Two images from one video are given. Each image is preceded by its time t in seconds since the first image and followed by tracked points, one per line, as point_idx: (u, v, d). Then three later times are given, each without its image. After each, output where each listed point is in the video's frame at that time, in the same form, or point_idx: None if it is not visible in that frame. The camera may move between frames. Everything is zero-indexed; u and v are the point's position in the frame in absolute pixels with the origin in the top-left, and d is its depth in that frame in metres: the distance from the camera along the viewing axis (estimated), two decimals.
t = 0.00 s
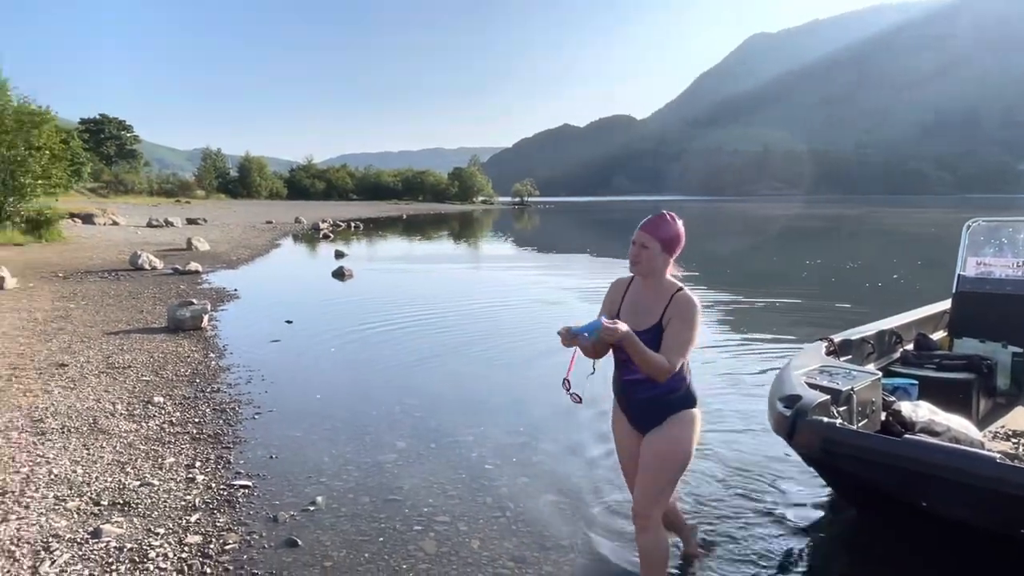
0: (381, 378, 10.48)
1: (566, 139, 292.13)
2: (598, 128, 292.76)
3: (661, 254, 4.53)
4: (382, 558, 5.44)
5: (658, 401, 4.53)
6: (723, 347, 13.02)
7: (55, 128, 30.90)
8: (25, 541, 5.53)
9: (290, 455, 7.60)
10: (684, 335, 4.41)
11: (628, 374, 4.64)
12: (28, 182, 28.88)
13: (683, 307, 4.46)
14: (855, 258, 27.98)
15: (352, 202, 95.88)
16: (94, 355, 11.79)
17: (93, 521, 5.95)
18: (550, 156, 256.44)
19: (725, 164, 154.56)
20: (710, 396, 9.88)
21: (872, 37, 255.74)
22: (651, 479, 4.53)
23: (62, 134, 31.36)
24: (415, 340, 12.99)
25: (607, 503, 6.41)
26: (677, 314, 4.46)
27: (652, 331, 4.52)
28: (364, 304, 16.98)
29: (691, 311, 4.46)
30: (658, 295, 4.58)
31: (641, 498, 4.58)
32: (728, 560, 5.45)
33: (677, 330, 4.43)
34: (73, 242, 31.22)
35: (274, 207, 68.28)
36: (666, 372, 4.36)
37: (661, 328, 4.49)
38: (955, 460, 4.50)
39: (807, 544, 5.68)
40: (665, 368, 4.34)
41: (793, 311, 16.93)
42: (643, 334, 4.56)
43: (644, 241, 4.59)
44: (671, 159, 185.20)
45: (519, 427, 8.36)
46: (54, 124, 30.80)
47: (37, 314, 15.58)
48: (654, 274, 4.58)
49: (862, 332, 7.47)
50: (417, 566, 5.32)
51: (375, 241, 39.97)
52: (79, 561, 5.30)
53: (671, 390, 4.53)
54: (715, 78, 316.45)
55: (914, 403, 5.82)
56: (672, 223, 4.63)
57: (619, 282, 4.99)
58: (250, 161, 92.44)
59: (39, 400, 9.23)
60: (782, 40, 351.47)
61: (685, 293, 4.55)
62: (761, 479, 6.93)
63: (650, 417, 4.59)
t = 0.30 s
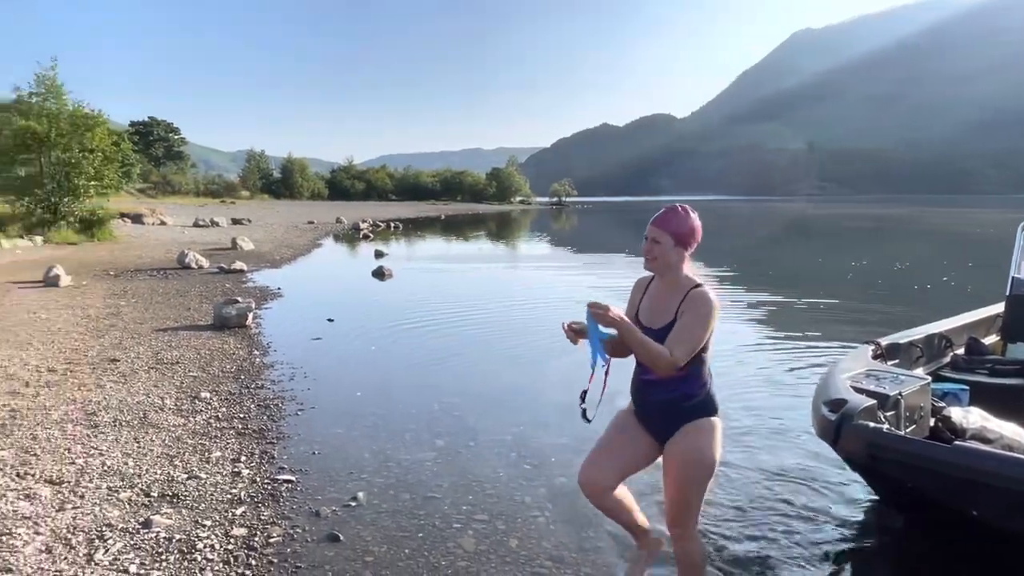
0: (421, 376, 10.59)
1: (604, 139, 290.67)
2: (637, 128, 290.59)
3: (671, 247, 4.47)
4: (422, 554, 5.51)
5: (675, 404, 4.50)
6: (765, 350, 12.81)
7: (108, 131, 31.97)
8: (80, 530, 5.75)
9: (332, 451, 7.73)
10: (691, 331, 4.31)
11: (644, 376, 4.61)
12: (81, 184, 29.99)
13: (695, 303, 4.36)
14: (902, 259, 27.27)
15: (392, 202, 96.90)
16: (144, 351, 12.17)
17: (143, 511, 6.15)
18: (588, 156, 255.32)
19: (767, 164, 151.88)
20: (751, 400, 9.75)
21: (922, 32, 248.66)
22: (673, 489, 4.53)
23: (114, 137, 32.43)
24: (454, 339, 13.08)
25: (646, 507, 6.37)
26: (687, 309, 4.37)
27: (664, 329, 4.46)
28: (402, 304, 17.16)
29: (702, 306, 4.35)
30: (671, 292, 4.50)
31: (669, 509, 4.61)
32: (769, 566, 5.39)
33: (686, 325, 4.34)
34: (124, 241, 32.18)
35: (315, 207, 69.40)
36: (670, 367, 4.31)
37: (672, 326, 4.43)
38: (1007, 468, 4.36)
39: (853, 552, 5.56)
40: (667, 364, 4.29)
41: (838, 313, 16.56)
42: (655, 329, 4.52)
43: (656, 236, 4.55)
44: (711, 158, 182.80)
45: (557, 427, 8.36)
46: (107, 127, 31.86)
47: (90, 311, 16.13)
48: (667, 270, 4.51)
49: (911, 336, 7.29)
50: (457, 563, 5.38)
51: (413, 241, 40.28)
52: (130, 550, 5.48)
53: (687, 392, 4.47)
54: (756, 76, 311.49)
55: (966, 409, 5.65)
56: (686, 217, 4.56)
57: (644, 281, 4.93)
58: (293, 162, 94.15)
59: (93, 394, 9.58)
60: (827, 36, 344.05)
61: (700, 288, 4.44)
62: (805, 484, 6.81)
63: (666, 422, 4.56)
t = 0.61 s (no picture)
0: (471, 375, 10.66)
1: (653, 139, 287.70)
2: (688, 127, 286.74)
3: (687, 259, 4.04)
4: (473, 552, 5.55)
5: (695, 422, 4.09)
6: (821, 354, 12.50)
7: (171, 134, 33.18)
8: (145, 518, 5.97)
9: (384, 447, 7.85)
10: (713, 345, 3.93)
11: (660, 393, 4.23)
12: (144, 185, 31.16)
13: (715, 319, 3.97)
14: (966, 261, 26.27)
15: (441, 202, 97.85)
16: (204, 347, 12.57)
17: (204, 502, 6.35)
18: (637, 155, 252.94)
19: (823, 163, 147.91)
20: (807, 404, 9.51)
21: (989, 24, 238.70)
22: (702, 509, 4.14)
23: (176, 139, 33.60)
24: (503, 339, 13.13)
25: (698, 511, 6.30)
26: (707, 323, 3.99)
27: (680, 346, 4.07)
28: (452, 303, 17.30)
29: (724, 318, 3.99)
30: (691, 306, 4.10)
31: (702, 528, 4.25)
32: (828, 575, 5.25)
33: (707, 340, 3.95)
34: (185, 241, 33.30)
35: (366, 207, 70.57)
36: (688, 382, 3.92)
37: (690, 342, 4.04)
38: None
39: (914, 562, 5.40)
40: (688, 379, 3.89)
41: (898, 316, 16.03)
42: (671, 345, 4.13)
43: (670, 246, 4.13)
44: (764, 157, 179.03)
45: (607, 428, 8.33)
46: (170, 130, 33.06)
47: (154, 308, 16.73)
48: (686, 284, 4.09)
49: (980, 341, 7.01)
50: (508, 562, 5.39)
51: (462, 241, 40.57)
52: (192, 539, 5.67)
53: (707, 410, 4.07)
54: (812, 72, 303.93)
55: None
56: (702, 223, 4.12)
57: (665, 291, 4.54)
58: (345, 163, 95.94)
59: (157, 387, 9.95)
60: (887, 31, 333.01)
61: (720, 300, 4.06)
62: (864, 492, 6.61)
63: (683, 440, 4.14)
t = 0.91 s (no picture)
0: (532, 375, 10.66)
1: (715, 138, 282.19)
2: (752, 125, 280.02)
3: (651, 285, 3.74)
4: (534, 553, 5.54)
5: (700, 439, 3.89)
6: (895, 360, 12.01)
7: (243, 137, 34.54)
8: (220, 509, 6.20)
9: (447, 446, 7.93)
10: (703, 369, 3.64)
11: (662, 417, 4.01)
12: (217, 187, 32.44)
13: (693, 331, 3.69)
14: None
15: (501, 203, 98.38)
16: (273, 344, 12.97)
17: (275, 494, 6.55)
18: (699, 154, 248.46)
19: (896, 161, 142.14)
20: (879, 413, 9.17)
21: None
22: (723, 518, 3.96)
23: (247, 143, 34.86)
24: (564, 340, 13.13)
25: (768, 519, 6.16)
26: (689, 345, 3.70)
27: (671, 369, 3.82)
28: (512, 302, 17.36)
29: (707, 336, 3.68)
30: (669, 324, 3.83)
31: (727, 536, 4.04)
32: None
33: (694, 366, 3.67)
34: (255, 241, 34.44)
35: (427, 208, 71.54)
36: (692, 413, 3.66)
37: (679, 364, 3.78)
38: None
39: None
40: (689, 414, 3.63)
41: (978, 321, 15.28)
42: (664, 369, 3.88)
43: (631, 271, 3.82)
44: (833, 156, 173.27)
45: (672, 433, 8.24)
46: (242, 133, 34.35)
47: (226, 306, 17.36)
48: (657, 302, 3.81)
49: None
50: (569, 565, 5.37)
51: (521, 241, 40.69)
52: (263, 530, 5.84)
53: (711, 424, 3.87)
54: (884, 67, 292.71)
55: None
56: (656, 239, 3.77)
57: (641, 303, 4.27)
58: (406, 165, 97.58)
59: (230, 382, 10.32)
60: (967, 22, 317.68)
61: (698, 313, 3.74)
62: (946, 506, 6.32)
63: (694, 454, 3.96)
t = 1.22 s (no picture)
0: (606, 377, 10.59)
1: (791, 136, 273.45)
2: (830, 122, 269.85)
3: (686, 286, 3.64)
4: (615, 556, 5.52)
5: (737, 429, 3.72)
6: (992, 370, 11.39)
7: (321, 140, 35.59)
8: (306, 500, 6.42)
9: (523, 446, 7.97)
10: (777, 350, 3.49)
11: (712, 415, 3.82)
12: (296, 188, 33.58)
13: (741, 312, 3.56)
14: None
15: (569, 203, 98.05)
16: (351, 341, 13.33)
17: (358, 488, 6.74)
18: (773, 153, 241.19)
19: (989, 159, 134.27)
20: (975, 429, 8.73)
21: None
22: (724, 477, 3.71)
23: (324, 146, 35.91)
24: (637, 343, 12.99)
25: (856, 538, 5.96)
26: (739, 332, 3.56)
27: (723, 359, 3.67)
28: (584, 304, 17.30)
29: (765, 316, 3.52)
30: (710, 315, 3.70)
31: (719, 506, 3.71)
32: None
33: (762, 351, 3.52)
34: (331, 241, 35.46)
35: (496, 209, 71.98)
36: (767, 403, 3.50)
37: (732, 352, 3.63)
38: None
39: None
40: (789, 400, 3.50)
41: None
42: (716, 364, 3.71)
43: (662, 279, 3.72)
44: (919, 154, 165.14)
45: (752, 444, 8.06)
46: (320, 137, 35.42)
47: (306, 304, 17.94)
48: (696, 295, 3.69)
49: None
50: (650, 570, 5.32)
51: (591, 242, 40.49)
52: (348, 522, 6.02)
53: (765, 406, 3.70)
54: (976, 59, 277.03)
55: None
56: (676, 239, 3.67)
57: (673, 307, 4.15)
58: (476, 166, 98.52)
59: (312, 378, 10.68)
60: None
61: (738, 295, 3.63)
62: None
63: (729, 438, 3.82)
